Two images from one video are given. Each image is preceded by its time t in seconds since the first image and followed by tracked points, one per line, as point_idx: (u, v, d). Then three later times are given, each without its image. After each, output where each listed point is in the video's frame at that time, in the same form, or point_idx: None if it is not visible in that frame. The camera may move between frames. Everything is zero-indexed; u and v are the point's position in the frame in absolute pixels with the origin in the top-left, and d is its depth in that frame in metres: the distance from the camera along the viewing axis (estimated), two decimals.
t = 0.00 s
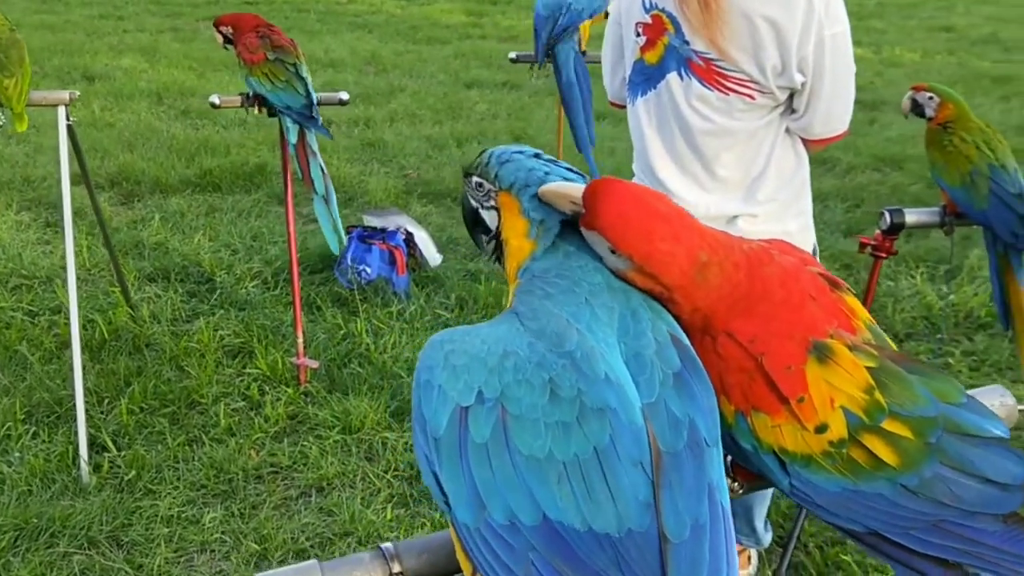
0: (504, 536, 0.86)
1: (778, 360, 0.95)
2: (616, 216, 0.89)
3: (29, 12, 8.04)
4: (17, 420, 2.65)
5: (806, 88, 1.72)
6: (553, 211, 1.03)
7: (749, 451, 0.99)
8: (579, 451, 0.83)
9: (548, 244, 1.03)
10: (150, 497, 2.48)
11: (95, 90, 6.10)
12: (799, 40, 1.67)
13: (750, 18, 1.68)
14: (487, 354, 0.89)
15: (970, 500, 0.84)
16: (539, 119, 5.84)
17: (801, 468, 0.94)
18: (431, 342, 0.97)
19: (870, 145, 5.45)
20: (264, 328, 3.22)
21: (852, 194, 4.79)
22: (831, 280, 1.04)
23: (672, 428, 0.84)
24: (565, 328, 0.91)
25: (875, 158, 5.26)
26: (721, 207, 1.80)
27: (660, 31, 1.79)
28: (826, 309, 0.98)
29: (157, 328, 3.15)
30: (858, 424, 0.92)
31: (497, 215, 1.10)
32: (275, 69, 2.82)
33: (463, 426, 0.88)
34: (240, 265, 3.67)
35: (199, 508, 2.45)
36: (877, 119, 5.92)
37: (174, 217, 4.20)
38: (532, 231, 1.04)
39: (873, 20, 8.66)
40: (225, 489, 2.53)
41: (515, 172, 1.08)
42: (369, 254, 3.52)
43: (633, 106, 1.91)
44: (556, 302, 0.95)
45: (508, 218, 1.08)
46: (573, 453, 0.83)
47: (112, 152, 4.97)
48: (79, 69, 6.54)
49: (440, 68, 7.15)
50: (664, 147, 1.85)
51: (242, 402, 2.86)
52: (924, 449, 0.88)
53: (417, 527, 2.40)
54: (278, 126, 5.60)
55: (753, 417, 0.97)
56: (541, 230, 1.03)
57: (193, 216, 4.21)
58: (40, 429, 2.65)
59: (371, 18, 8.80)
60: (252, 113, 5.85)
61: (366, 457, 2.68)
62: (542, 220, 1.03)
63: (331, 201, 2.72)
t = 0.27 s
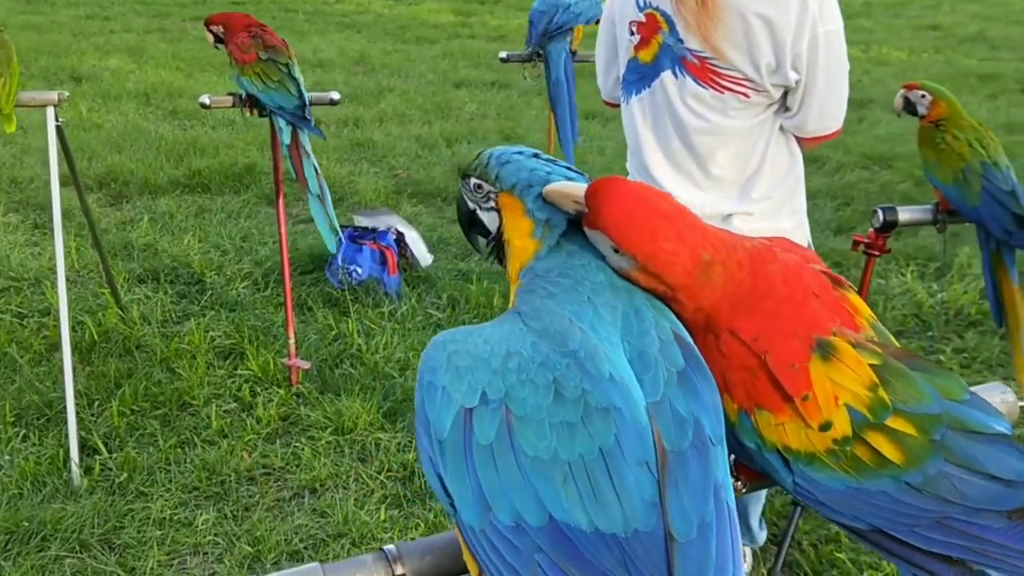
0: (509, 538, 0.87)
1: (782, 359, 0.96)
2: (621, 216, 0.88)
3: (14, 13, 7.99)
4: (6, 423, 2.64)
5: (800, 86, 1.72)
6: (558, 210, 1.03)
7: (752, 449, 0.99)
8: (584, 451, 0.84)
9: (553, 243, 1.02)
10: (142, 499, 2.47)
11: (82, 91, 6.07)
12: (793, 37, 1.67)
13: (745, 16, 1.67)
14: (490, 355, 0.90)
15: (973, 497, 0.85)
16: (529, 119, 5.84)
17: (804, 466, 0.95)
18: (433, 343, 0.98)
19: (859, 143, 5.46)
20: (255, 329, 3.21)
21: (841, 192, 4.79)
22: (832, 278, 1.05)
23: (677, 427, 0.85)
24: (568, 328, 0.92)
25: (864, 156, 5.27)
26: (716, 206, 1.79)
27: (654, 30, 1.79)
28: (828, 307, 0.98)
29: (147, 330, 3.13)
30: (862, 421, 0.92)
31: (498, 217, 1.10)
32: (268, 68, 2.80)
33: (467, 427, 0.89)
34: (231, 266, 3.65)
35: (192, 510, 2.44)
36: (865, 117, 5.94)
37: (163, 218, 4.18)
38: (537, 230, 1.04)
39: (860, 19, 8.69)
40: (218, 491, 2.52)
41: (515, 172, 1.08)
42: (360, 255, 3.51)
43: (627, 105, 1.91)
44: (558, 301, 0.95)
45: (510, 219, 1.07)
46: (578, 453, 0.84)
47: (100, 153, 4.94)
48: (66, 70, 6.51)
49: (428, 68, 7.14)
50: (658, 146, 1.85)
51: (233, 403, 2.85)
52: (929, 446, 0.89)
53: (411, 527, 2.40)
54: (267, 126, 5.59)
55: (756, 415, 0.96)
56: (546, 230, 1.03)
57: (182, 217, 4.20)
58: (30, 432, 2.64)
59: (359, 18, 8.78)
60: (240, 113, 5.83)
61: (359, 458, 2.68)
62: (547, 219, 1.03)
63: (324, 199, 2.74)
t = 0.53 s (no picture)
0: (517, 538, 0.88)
1: (787, 356, 0.96)
2: (628, 214, 0.91)
3: None
4: None
5: (793, 84, 1.72)
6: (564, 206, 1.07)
7: (756, 447, 0.98)
8: (592, 450, 0.86)
9: (558, 241, 1.07)
10: (130, 504, 2.45)
11: (63, 93, 6.02)
12: (786, 35, 1.67)
13: (738, 15, 1.67)
14: (495, 354, 0.93)
15: (978, 494, 0.84)
16: (514, 119, 5.83)
17: (810, 464, 0.94)
18: (436, 342, 1.01)
19: (843, 142, 5.47)
20: (243, 332, 3.19)
21: (827, 191, 4.80)
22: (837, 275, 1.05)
23: (684, 425, 0.87)
24: (573, 328, 0.94)
25: (849, 155, 5.29)
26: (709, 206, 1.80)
27: (647, 28, 1.79)
28: (833, 304, 0.98)
29: (133, 333, 3.11)
30: (868, 419, 0.92)
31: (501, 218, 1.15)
32: (257, 69, 2.78)
33: (474, 426, 0.91)
34: (217, 268, 3.63)
35: (181, 515, 2.42)
36: (849, 116, 5.95)
37: (148, 220, 4.16)
38: (541, 229, 1.08)
39: (842, 18, 8.72)
40: (207, 495, 2.50)
41: (518, 174, 1.13)
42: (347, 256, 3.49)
43: (619, 104, 1.90)
44: (563, 300, 0.99)
45: (513, 220, 1.12)
46: (586, 453, 0.86)
47: (83, 156, 4.91)
48: (47, 73, 6.46)
49: (413, 68, 7.12)
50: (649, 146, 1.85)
51: (222, 406, 2.83)
52: (934, 444, 0.88)
53: (402, 529, 2.38)
54: (251, 128, 5.56)
55: (762, 413, 0.96)
56: (550, 228, 1.08)
57: (167, 219, 4.17)
58: (17, 438, 2.61)
59: (342, 19, 8.75)
60: (224, 115, 5.80)
61: (349, 460, 2.66)
62: (554, 218, 1.08)
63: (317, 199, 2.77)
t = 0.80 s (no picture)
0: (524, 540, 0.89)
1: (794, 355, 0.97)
2: (636, 212, 0.89)
3: None
4: None
5: (789, 83, 1.71)
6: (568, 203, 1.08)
7: (763, 446, 1.01)
8: (597, 451, 0.86)
9: (561, 240, 1.07)
10: (122, 507, 2.43)
11: (51, 95, 5.99)
12: (782, 34, 1.66)
13: (734, 13, 1.66)
14: (499, 355, 0.93)
15: (982, 493, 0.86)
16: (505, 120, 5.82)
17: (815, 463, 0.97)
18: (439, 342, 1.02)
19: (834, 141, 5.47)
20: (235, 334, 3.17)
21: (818, 190, 4.80)
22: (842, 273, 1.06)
23: (690, 426, 0.87)
24: (576, 326, 0.95)
25: (840, 155, 5.29)
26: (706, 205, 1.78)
27: (642, 27, 1.78)
28: (838, 303, 1.00)
29: (124, 336, 3.09)
30: (875, 419, 0.94)
31: (501, 217, 1.15)
32: (249, 69, 2.78)
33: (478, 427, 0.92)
34: (208, 270, 3.61)
35: (174, 518, 2.41)
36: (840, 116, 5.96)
37: (137, 222, 4.13)
38: (542, 229, 1.09)
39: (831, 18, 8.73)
40: (200, 499, 2.48)
41: (519, 172, 1.14)
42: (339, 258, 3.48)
43: (614, 103, 1.90)
44: (565, 298, 0.99)
45: (514, 218, 1.12)
46: (592, 454, 0.86)
47: (72, 158, 4.88)
48: (35, 74, 6.42)
49: (402, 69, 7.11)
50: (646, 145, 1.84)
51: (214, 409, 2.81)
52: (939, 443, 0.90)
53: (397, 532, 2.37)
54: (241, 129, 5.54)
55: (768, 412, 0.98)
56: (552, 228, 1.08)
57: (157, 221, 4.14)
58: (7, 442, 2.59)
59: (332, 20, 8.73)
60: (214, 117, 5.77)
61: (343, 463, 2.65)
62: (555, 217, 1.08)
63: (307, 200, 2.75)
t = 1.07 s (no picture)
0: (532, 540, 0.90)
1: (800, 353, 0.99)
2: (645, 212, 0.91)
3: None
4: None
5: (785, 83, 1.72)
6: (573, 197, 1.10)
7: (768, 445, 1.02)
8: (605, 451, 0.87)
9: (566, 239, 1.09)
10: (118, 511, 2.42)
11: (43, 98, 5.98)
12: (778, 34, 1.67)
13: (731, 14, 1.67)
14: (505, 355, 0.95)
15: (988, 492, 0.88)
16: (497, 122, 5.82)
17: (822, 461, 0.98)
18: (444, 342, 1.03)
19: (826, 142, 5.49)
20: (229, 337, 3.17)
21: (810, 190, 4.81)
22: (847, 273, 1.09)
23: (697, 425, 0.89)
24: (583, 326, 0.97)
25: (832, 155, 5.30)
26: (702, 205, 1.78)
27: (639, 27, 1.78)
28: (843, 302, 1.02)
29: (118, 338, 3.08)
30: (881, 417, 0.95)
31: (504, 215, 1.17)
32: (244, 69, 2.77)
33: (485, 428, 0.93)
34: (201, 273, 3.60)
35: (170, 521, 2.40)
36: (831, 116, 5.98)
37: (130, 225, 4.12)
38: (548, 227, 1.11)
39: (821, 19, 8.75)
40: (195, 501, 2.48)
41: (522, 169, 1.15)
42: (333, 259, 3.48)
43: (610, 104, 1.90)
44: (570, 298, 1.01)
45: (517, 217, 1.14)
46: (598, 453, 0.87)
47: (64, 161, 4.87)
48: (26, 78, 6.41)
49: (394, 71, 7.11)
50: (642, 146, 1.84)
51: (209, 412, 2.80)
52: (945, 442, 0.92)
53: (394, 533, 2.38)
54: (233, 132, 5.54)
55: (774, 411, 0.99)
56: (557, 227, 1.10)
57: (150, 224, 4.14)
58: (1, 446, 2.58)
59: (323, 22, 8.73)
60: (206, 119, 5.77)
61: (338, 464, 2.64)
62: (561, 216, 1.10)
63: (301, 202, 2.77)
